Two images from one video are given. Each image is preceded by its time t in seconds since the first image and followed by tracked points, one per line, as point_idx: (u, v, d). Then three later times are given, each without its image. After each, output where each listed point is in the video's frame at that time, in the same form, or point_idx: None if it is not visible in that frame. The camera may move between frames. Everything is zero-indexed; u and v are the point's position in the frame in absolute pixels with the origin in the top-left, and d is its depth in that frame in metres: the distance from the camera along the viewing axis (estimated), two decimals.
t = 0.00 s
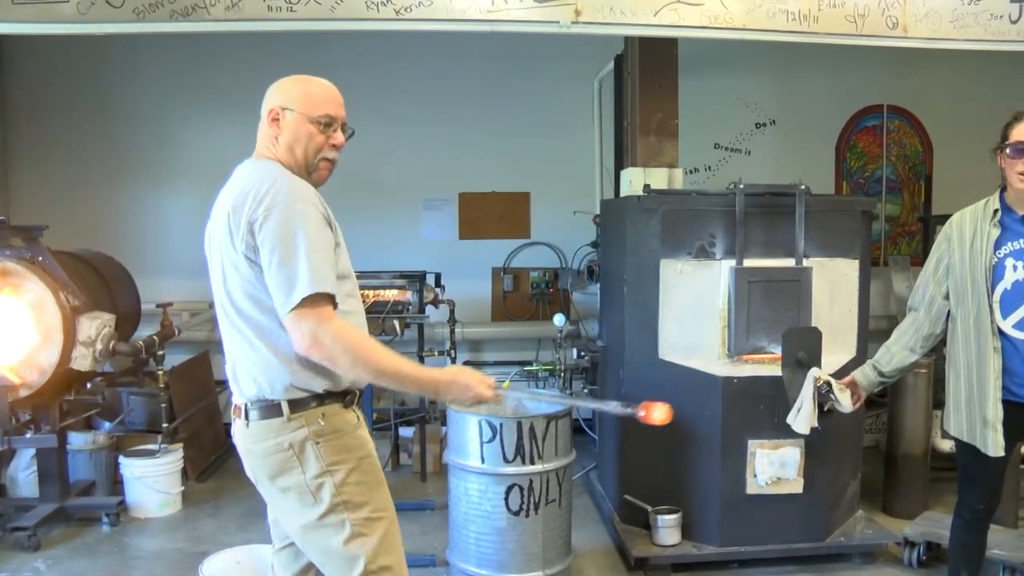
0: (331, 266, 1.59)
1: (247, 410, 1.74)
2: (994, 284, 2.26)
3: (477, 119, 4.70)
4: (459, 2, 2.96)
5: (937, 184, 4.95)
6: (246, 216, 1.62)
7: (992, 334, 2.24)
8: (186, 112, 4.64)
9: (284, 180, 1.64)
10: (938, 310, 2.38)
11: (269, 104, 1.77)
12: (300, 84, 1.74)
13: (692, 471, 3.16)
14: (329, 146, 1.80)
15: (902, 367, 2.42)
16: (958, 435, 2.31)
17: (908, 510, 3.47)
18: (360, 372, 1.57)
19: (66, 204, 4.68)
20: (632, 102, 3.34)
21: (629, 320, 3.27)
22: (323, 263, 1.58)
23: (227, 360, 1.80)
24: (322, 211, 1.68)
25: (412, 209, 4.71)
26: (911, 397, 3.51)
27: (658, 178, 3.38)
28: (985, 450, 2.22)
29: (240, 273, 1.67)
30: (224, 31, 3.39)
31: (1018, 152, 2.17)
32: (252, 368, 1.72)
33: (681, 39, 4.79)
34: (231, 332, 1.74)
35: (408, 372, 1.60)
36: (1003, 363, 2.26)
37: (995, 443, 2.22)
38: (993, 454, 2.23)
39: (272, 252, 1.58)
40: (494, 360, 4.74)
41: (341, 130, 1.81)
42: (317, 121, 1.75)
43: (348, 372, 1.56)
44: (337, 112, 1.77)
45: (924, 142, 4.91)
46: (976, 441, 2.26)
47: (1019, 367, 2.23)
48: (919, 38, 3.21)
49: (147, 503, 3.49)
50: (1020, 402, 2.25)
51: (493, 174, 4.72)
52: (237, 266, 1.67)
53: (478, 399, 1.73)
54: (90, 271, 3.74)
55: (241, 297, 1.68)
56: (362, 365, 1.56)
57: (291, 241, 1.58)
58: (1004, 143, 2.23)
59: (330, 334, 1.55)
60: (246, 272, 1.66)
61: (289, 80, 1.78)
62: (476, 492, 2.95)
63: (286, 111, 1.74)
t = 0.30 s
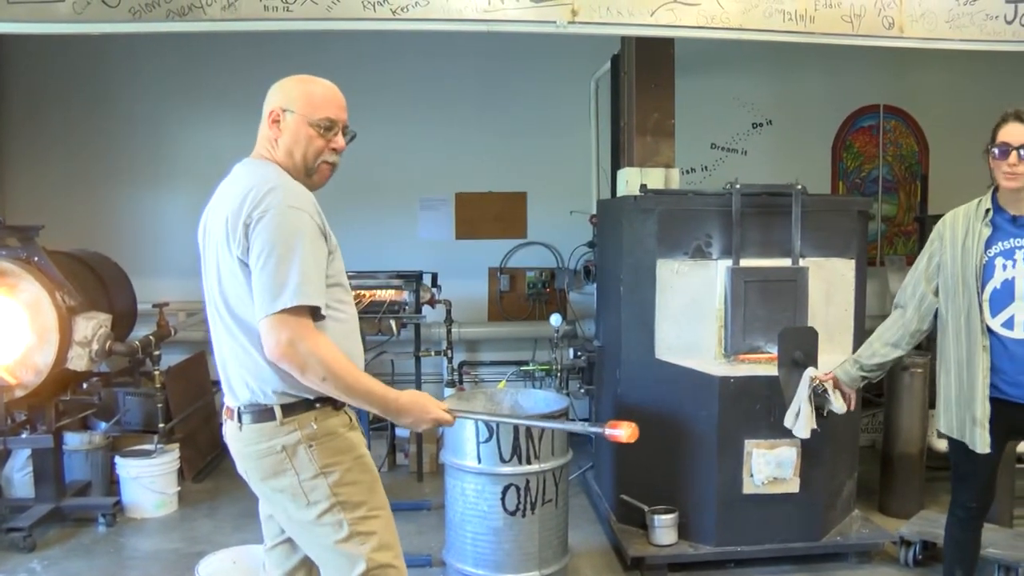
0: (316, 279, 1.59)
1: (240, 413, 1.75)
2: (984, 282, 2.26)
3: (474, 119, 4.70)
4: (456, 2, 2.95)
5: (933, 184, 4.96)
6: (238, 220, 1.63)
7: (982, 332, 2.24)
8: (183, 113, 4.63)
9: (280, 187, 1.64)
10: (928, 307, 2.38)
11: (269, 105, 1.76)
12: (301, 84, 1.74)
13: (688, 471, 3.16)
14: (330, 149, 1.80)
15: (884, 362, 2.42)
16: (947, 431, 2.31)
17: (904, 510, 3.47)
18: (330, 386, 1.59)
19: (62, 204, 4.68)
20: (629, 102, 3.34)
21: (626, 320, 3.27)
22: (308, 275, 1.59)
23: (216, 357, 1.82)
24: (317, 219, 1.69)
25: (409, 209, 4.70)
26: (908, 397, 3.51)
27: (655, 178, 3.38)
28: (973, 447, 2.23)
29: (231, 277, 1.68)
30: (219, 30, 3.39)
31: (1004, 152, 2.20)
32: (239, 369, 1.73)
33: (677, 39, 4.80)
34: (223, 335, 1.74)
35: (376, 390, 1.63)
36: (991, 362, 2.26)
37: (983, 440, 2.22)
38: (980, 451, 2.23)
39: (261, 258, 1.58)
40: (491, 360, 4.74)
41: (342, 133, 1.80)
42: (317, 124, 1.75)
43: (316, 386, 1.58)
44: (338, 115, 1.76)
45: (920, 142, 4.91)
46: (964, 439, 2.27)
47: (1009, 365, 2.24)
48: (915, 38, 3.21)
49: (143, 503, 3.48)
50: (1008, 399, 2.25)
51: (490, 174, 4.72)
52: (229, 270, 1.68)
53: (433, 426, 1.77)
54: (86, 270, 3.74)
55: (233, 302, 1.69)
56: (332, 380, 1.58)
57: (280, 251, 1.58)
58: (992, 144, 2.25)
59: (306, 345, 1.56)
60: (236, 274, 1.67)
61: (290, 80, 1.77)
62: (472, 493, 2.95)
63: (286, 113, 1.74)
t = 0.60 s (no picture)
0: (321, 276, 1.60)
1: (232, 412, 1.74)
2: (967, 282, 2.26)
3: (470, 119, 4.70)
4: (451, 2, 2.95)
5: (928, 184, 4.97)
6: (237, 218, 1.62)
7: (962, 331, 2.25)
8: (178, 112, 4.62)
9: (279, 185, 1.64)
10: (917, 306, 2.38)
11: (263, 103, 1.76)
12: (296, 83, 1.74)
13: (684, 471, 3.16)
14: (323, 149, 1.80)
15: (878, 360, 2.43)
16: (927, 429, 2.34)
17: (899, 509, 3.48)
18: (338, 381, 1.59)
19: (57, 205, 4.67)
20: (624, 102, 3.34)
21: (621, 321, 3.28)
22: (313, 272, 1.59)
23: (211, 357, 1.80)
24: (315, 218, 1.69)
25: (405, 209, 4.70)
26: (902, 397, 3.51)
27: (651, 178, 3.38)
28: (951, 445, 2.25)
29: (228, 276, 1.67)
30: (213, 30, 3.38)
31: (987, 153, 2.20)
32: (238, 369, 1.71)
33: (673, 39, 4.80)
34: (217, 335, 1.74)
35: (383, 385, 1.64)
36: (972, 361, 2.27)
37: (961, 438, 2.24)
38: (958, 449, 2.26)
39: (262, 257, 1.58)
40: (487, 360, 4.74)
41: (336, 132, 1.80)
42: (311, 124, 1.75)
43: (324, 381, 1.58)
44: (332, 115, 1.76)
45: (915, 142, 4.92)
46: (942, 437, 2.29)
47: (989, 364, 2.24)
48: (910, 39, 3.22)
49: (138, 503, 3.47)
50: (986, 397, 2.26)
51: (486, 174, 4.72)
52: (226, 269, 1.67)
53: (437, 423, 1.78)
54: (80, 270, 3.73)
55: (229, 300, 1.68)
56: (341, 375, 1.59)
57: (283, 249, 1.58)
58: (976, 145, 2.26)
59: (315, 342, 1.56)
60: (235, 274, 1.66)
61: (285, 78, 1.76)
62: (468, 493, 2.95)
63: (280, 112, 1.74)
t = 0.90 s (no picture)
0: (315, 283, 1.60)
1: (231, 412, 1.75)
2: (949, 282, 2.26)
3: (470, 119, 4.70)
4: (452, 3, 2.95)
5: (928, 184, 4.96)
6: (234, 222, 1.62)
7: (942, 330, 2.25)
8: (177, 112, 4.62)
9: (276, 190, 1.64)
10: (901, 303, 2.38)
11: (262, 104, 1.76)
12: (295, 84, 1.74)
13: (684, 471, 3.16)
14: (322, 150, 1.80)
15: (866, 360, 2.42)
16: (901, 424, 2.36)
17: (899, 509, 3.48)
18: (334, 387, 1.59)
19: (58, 205, 4.67)
20: (624, 102, 3.34)
21: (621, 321, 3.28)
22: (307, 279, 1.59)
23: (210, 358, 1.80)
24: (312, 222, 1.69)
25: (405, 209, 4.70)
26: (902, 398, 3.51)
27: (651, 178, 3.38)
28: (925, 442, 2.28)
29: (226, 279, 1.67)
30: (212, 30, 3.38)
31: (974, 156, 2.18)
32: (235, 372, 1.72)
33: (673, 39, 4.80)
34: (215, 337, 1.74)
35: (379, 389, 1.65)
36: (950, 359, 2.27)
37: (935, 436, 2.26)
38: (932, 446, 2.28)
39: (257, 262, 1.58)
40: (487, 360, 4.74)
41: (335, 133, 1.80)
42: (310, 125, 1.75)
43: (319, 387, 1.59)
44: (331, 116, 1.76)
45: (915, 142, 4.92)
46: (917, 433, 2.31)
47: (967, 363, 2.24)
48: (910, 39, 3.22)
49: (138, 503, 3.47)
50: (961, 395, 2.27)
51: (486, 174, 4.72)
52: (223, 272, 1.67)
53: (431, 423, 1.80)
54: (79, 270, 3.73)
55: (227, 302, 1.69)
56: (334, 382, 1.59)
57: (278, 255, 1.58)
58: (964, 147, 2.23)
59: (309, 349, 1.56)
60: (232, 278, 1.66)
61: (284, 78, 1.76)
62: (468, 493, 2.95)
63: (279, 113, 1.74)
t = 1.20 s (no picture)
0: (320, 283, 1.60)
1: (233, 411, 1.75)
2: (941, 282, 2.26)
3: (470, 119, 4.70)
4: (452, 2, 2.95)
5: (928, 184, 4.96)
6: (236, 223, 1.62)
7: (931, 329, 2.26)
8: (177, 112, 4.62)
9: (279, 191, 1.64)
10: (896, 303, 2.36)
11: (262, 104, 1.76)
12: (295, 83, 1.74)
13: (684, 471, 3.16)
14: (322, 151, 1.80)
15: (862, 364, 2.41)
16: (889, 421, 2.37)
17: (899, 509, 3.48)
18: (341, 387, 1.60)
19: (58, 204, 4.67)
20: (624, 102, 3.34)
21: (622, 321, 3.27)
22: (313, 279, 1.59)
23: (211, 358, 1.80)
24: (314, 223, 1.69)
25: (405, 209, 4.70)
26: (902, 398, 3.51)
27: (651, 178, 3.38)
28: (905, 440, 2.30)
29: (228, 280, 1.67)
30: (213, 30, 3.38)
31: (964, 157, 2.19)
32: (238, 372, 1.72)
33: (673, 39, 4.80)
34: (218, 337, 1.74)
35: (386, 389, 1.66)
36: (938, 358, 2.28)
37: (914, 434, 2.29)
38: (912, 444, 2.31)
39: (261, 264, 1.58)
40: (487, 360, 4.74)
41: (335, 134, 1.80)
42: (310, 126, 1.75)
43: (326, 387, 1.59)
44: (331, 116, 1.76)
45: (915, 143, 4.92)
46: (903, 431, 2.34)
47: (959, 363, 2.24)
48: (910, 39, 3.22)
49: (138, 504, 3.47)
50: (946, 394, 2.28)
51: (486, 174, 4.72)
52: (225, 273, 1.67)
53: (437, 423, 1.80)
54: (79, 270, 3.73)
55: (229, 303, 1.69)
56: (342, 381, 1.59)
57: (283, 256, 1.58)
58: (954, 149, 2.24)
59: (316, 349, 1.57)
60: (235, 279, 1.66)
61: (284, 78, 1.76)
62: (469, 493, 2.96)
63: (279, 113, 1.74)
